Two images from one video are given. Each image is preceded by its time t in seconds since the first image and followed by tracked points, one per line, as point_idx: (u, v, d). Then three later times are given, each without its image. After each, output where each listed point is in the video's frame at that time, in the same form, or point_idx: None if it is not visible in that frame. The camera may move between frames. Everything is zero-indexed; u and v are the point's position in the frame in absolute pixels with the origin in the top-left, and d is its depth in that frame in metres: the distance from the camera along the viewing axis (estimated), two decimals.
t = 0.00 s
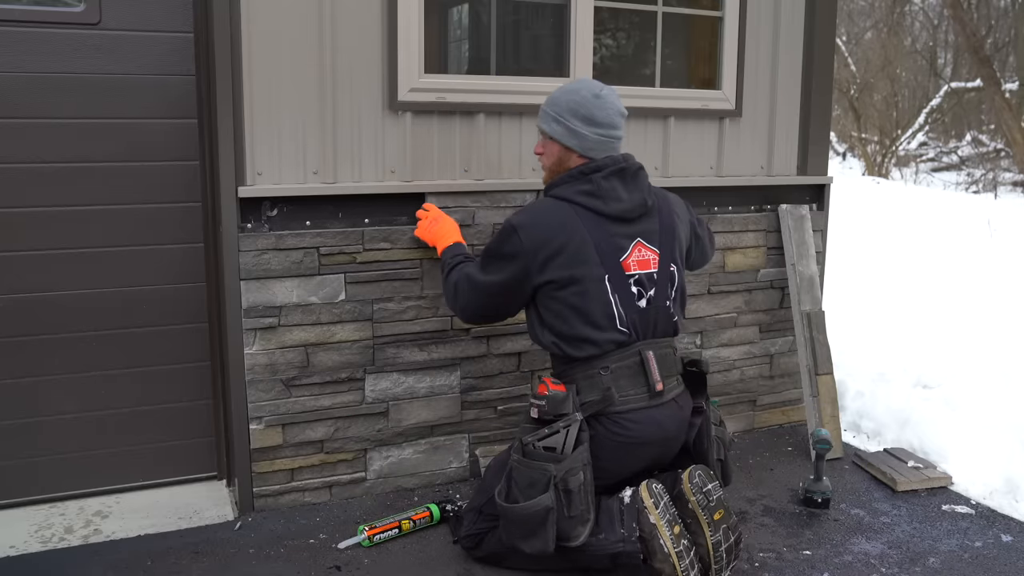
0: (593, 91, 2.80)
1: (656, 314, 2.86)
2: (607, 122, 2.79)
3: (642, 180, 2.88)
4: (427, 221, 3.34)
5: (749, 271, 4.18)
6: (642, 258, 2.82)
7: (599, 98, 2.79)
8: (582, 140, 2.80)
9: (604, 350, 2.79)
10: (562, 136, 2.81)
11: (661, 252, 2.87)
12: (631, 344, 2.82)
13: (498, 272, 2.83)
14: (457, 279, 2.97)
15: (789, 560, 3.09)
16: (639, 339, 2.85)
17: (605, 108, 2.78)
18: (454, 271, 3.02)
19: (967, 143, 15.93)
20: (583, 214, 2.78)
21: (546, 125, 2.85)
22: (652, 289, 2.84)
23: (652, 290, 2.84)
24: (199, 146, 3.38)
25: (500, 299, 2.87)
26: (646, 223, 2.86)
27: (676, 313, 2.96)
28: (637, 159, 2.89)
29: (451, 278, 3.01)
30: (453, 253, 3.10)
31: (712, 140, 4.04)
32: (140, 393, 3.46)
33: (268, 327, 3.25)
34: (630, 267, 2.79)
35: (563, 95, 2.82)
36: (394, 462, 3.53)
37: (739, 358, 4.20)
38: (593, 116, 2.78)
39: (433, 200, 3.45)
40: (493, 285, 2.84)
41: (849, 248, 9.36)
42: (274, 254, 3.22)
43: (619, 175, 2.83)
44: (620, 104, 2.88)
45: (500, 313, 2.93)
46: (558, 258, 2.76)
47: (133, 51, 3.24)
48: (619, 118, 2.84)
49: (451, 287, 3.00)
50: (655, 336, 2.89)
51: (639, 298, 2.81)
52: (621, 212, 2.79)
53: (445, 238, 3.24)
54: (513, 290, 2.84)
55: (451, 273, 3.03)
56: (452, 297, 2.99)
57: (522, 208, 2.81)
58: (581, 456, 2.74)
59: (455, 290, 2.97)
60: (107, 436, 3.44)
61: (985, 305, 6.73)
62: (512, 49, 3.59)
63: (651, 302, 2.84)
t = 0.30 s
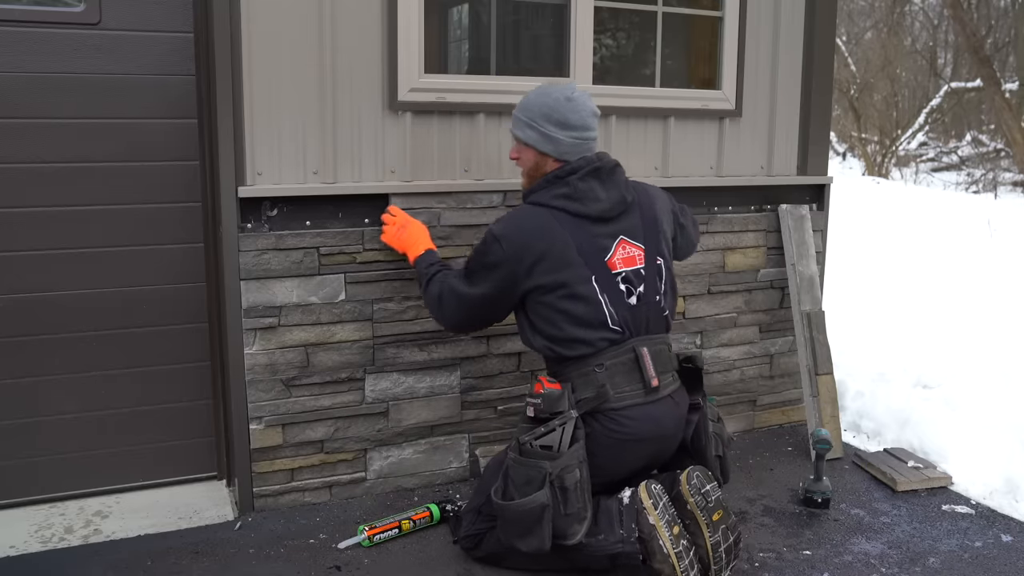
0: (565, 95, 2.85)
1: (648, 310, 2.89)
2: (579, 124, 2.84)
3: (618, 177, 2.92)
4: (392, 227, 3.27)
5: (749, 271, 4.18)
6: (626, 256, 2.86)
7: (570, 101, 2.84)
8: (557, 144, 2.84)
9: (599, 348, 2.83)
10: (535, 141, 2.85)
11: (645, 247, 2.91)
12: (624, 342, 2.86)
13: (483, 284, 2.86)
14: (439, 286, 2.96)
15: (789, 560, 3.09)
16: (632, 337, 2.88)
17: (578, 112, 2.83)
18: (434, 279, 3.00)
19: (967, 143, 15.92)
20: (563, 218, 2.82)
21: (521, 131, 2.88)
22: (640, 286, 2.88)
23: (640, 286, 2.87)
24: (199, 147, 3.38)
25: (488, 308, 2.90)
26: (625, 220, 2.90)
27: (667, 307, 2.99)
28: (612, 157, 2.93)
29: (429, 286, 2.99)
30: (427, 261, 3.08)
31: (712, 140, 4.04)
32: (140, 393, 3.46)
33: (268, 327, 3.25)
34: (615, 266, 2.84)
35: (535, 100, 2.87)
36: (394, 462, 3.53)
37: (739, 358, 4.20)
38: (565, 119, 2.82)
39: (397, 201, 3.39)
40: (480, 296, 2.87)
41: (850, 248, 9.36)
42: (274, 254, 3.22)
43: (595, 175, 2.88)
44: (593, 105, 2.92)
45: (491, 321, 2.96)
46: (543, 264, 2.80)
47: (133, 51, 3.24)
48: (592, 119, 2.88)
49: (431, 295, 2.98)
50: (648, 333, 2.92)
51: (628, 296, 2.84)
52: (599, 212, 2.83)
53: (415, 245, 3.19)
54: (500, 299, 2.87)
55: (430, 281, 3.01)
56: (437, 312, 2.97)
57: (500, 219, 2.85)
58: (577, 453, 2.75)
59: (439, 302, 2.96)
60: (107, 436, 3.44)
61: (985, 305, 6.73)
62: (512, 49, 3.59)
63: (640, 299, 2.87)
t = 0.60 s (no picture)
0: (525, 101, 2.86)
1: (633, 307, 2.94)
2: (542, 131, 2.85)
3: (587, 176, 2.95)
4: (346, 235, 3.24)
5: (749, 271, 4.18)
6: (605, 254, 2.91)
7: (531, 108, 2.85)
8: (521, 152, 2.86)
9: (589, 349, 2.87)
10: (500, 151, 2.88)
11: (621, 244, 2.96)
12: (614, 341, 2.90)
13: (459, 293, 2.88)
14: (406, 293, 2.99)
15: (789, 559, 3.09)
16: (621, 335, 2.92)
17: (540, 119, 2.85)
18: (398, 285, 3.02)
19: (967, 143, 15.92)
20: (538, 224, 2.84)
21: (484, 141, 2.90)
22: (622, 284, 2.92)
23: (622, 284, 2.92)
24: (199, 146, 3.38)
25: (467, 315, 2.93)
26: (597, 219, 2.94)
27: (650, 300, 3.03)
28: (578, 156, 2.96)
29: (394, 293, 3.01)
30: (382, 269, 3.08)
31: (712, 140, 4.04)
32: (140, 393, 3.46)
33: (268, 327, 3.25)
34: (595, 267, 2.87)
35: (496, 109, 2.88)
36: (394, 462, 3.53)
37: (739, 358, 4.20)
38: (528, 127, 2.84)
39: (346, 202, 3.30)
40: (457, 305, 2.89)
41: (849, 248, 9.35)
42: (274, 254, 3.22)
43: (563, 177, 2.90)
44: (554, 107, 2.93)
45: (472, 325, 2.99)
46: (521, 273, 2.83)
47: (133, 51, 3.24)
48: (554, 122, 2.90)
49: (396, 303, 2.99)
50: (636, 329, 2.97)
51: (611, 295, 2.88)
52: (572, 214, 2.86)
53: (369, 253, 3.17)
54: (479, 306, 2.89)
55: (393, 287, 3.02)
56: (406, 318, 2.98)
57: (470, 230, 2.85)
58: (572, 456, 2.76)
59: (409, 308, 2.97)
60: (107, 436, 3.44)
61: (984, 305, 6.72)
62: (512, 49, 3.59)
63: (624, 296, 2.91)
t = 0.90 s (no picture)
0: (498, 108, 2.84)
1: (620, 303, 2.95)
2: (516, 136, 2.84)
3: (563, 177, 2.94)
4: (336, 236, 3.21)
5: (749, 271, 4.18)
6: (587, 254, 2.91)
7: (504, 114, 2.83)
8: (496, 160, 2.85)
9: (579, 348, 2.88)
10: (476, 159, 2.86)
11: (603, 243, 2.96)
12: (603, 338, 2.91)
13: (442, 301, 2.90)
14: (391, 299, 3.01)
15: (789, 559, 3.09)
16: (611, 332, 2.93)
17: (513, 125, 2.83)
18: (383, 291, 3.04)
19: (967, 143, 15.92)
20: (517, 231, 2.85)
21: (459, 149, 2.89)
22: (607, 282, 2.93)
23: (607, 282, 2.93)
24: (199, 146, 3.38)
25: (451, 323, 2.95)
26: (576, 220, 2.94)
27: (636, 295, 3.05)
28: (554, 158, 2.95)
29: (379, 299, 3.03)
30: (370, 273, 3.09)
31: (713, 140, 4.04)
32: (140, 393, 3.46)
33: (268, 327, 3.25)
34: (578, 268, 2.88)
35: (469, 116, 2.86)
36: (394, 462, 3.53)
37: (739, 358, 4.20)
38: (502, 134, 2.82)
39: (340, 203, 3.29)
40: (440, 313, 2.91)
41: (849, 248, 9.35)
42: (274, 254, 3.22)
43: (540, 181, 2.90)
44: (527, 110, 2.91)
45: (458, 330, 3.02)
46: (504, 282, 2.84)
47: (133, 51, 3.24)
48: (529, 126, 2.88)
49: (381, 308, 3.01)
50: (625, 325, 2.98)
51: (597, 293, 2.89)
52: (551, 218, 2.86)
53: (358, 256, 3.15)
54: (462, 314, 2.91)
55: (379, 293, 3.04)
56: (391, 323, 3.00)
57: (450, 240, 2.86)
58: (566, 456, 2.76)
59: (392, 313, 3.00)
60: (107, 436, 3.44)
61: (985, 305, 6.72)
62: (512, 49, 3.59)
63: (610, 294, 2.92)
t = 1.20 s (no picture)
0: (496, 111, 2.85)
1: (620, 302, 2.95)
2: (515, 138, 2.85)
3: (561, 177, 2.95)
4: (322, 237, 3.18)
5: (749, 271, 4.18)
6: (586, 254, 2.92)
7: (502, 116, 2.85)
8: (494, 162, 2.86)
9: (579, 347, 2.88)
10: (474, 161, 2.88)
11: (602, 243, 2.97)
12: (604, 338, 2.91)
13: (441, 301, 2.90)
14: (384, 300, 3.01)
15: (789, 559, 3.09)
16: (611, 331, 2.93)
17: (511, 128, 2.84)
18: (375, 291, 3.04)
19: (967, 143, 15.92)
20: (516, 231, 2.85)
21: (457, 151, 2.90)
22: (606, 281, 2.93)
23: (606, 281, 2.93)
24: (199, 146, 3.38)
25: (449, 323, 2.95)
26: (575, 220, 2.94)
27: (635, 294, 3.05)
28: (552, 159, 2.96)
29: (371, 299, 3.03)
30: (361, 273, 3.09)
31: (713, 140, 4.04)
32: (140, 393, 3.46)
33: (268, 327, 3.25)
34: (577, 267, 2.89)
35: (467, 118, 2.87)
36: (394, 462, 3.53)
37: (739, 358, 4.20)
38: (500, 136, 2.84)
39: (324, 203, 3.27)
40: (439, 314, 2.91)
41: (849, 248, 9.35)
42: (274, 254, 3.22)
43: (538, 181, 2.90)
44: (526, 112, 2.92)
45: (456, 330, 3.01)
46: (504, 282, 2.84)
47: (133, 51, 3.24)
48: (527, 128, 2.89)
49: (374, 309, 3.02)
50: (625, 324, 2.98)
51: (597, 293, 2.90)
52: (549, 219, 2.86)
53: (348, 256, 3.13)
54: (461, 313, 2.91)
55: (370, 293, 3.04)
56: (386, 323, 3.01)
57: (448, 241, 2.86)
58: (567, 454, 2.77)
59: (388, 312, 3.00)
60: (107, 436, 3.44)
61: (985, 305, 6.72)
62: (512, 49, 3.59)
63: (610, 293, 2.93)
